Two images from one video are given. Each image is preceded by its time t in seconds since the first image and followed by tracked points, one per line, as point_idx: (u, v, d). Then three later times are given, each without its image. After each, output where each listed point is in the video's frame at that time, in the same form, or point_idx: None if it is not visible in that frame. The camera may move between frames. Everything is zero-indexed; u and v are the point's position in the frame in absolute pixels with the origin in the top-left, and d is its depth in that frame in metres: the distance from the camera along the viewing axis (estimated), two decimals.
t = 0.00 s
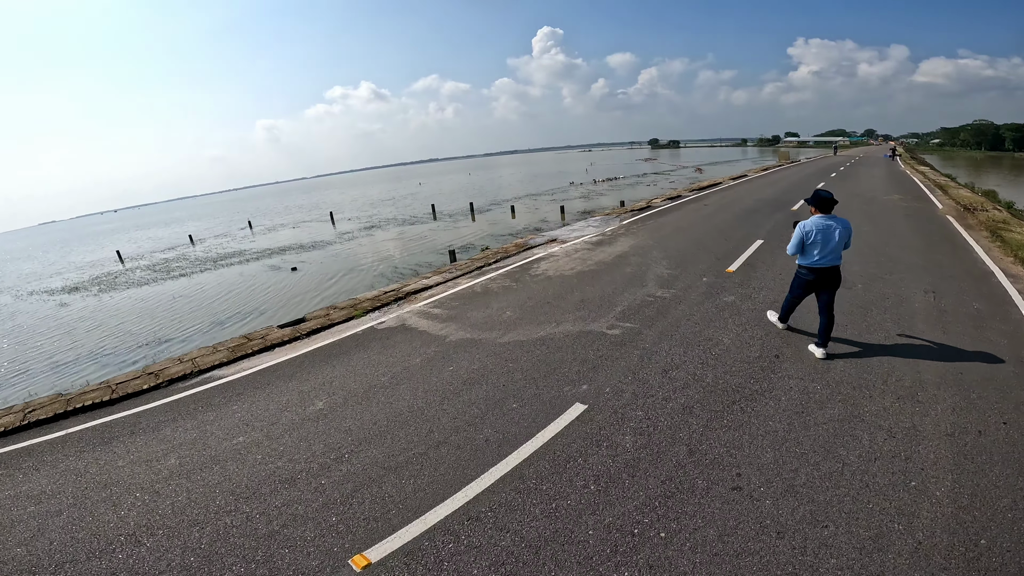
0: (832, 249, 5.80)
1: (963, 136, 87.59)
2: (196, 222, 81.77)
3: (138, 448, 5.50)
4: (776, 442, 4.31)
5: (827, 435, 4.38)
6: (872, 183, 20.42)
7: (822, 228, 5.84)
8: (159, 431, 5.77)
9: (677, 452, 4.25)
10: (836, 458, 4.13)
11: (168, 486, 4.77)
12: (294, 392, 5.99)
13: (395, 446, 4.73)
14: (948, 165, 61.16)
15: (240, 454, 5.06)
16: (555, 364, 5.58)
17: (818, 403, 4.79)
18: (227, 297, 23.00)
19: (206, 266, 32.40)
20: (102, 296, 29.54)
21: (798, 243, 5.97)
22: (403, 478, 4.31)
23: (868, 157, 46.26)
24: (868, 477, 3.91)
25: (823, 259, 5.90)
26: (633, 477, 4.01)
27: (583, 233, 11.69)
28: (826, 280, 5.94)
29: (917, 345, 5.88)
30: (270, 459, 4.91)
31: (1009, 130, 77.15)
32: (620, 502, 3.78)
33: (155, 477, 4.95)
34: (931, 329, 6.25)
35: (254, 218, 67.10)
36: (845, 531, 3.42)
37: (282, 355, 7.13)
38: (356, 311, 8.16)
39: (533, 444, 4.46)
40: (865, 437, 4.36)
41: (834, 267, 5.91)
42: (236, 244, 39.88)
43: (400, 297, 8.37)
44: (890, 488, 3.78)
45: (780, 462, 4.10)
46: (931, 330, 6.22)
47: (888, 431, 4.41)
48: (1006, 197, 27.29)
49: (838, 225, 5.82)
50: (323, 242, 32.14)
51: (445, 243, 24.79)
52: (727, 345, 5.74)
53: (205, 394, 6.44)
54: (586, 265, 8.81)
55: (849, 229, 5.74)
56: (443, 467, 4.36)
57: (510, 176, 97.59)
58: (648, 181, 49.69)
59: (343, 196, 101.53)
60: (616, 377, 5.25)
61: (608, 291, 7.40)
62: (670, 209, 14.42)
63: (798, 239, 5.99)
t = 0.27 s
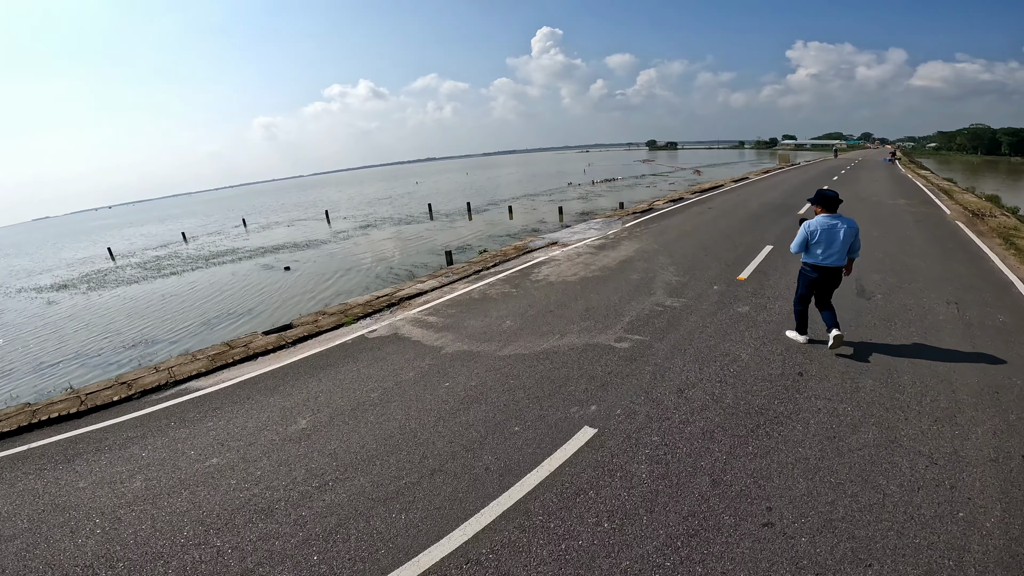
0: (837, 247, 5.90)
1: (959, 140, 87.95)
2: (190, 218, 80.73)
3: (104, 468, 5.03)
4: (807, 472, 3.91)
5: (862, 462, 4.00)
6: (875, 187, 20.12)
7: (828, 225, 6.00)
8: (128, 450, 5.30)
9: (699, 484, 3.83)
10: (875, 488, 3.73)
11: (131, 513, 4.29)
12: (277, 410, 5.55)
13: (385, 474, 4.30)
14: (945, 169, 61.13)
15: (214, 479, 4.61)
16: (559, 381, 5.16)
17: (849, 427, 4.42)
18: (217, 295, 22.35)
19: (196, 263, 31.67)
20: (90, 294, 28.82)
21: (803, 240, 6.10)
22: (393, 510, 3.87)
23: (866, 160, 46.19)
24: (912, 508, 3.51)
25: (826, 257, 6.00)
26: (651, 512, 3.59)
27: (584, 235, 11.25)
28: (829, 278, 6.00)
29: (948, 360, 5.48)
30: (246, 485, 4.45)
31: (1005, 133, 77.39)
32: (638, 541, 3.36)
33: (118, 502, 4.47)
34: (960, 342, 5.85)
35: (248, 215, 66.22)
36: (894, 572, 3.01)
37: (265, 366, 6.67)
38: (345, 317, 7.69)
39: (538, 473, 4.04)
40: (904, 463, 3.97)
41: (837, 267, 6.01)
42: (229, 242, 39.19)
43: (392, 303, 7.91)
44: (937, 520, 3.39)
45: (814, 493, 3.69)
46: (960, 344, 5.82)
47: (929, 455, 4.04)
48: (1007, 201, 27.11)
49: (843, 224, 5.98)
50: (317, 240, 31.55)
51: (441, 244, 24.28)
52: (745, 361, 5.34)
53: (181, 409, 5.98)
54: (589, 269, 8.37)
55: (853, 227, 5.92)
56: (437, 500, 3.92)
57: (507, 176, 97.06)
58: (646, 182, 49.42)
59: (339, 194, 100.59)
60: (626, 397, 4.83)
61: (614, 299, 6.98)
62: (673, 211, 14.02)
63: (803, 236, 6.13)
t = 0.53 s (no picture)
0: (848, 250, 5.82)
1: (956, 145, 88.24)
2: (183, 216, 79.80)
3: (61, 494, 4.54)
4: (845, 510, 3.50)
5: (905, 497, 3.60)
6: (880, 191, 19.76)
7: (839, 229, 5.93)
8: (90, 474, 4.81)
9: (727, 525, 3.41)
10: (923, 527, 3.32)
11: (86, 547, 3.81)
12: (256, 436, 5.08)
13: (372, 511, 3.84)
14: (943, 174, 61.20)
15: (182, 511, 4.13)
16: (566, 407, 4.72)
17: (887, 458, 4.01)
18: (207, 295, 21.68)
19: (187, 261, 31.02)
20: (76, 291, 27.99)
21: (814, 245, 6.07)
22: (381, 555, 3.41)
23: (865, 164, 46.05)
24: (967, 551, 3.10)
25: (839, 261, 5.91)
26: (675, 561, 3.16)
27: (586, 240, 10.79)
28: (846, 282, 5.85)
29: (986, 379, 5.06)
30: (218, 519, 3.98)
31: (1002, 138, 77.63)
32: None
33: (72, 534, 3.98)
34: (995, 359, 5.44)
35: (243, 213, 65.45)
36: None
37: (246, 382, 6.19)
38: (334, 328, 7.21)
39: (546, 513, 3.60)
40: (951, 498, 3.57)
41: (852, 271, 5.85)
42: (222, 241, 38.43)
43: (383, 311, 7.43)
44: (999, 564, 2.97)
45: (856, 536, 3.28)
46: (996, 361, 5.40)
47: (977, 488, 3.63)
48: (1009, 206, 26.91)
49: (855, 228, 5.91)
50: (311, 240, 30.92)
51: (438, 245, 23.76)
52: (767, 384, 4.95)
53: (152, 429, 5.50)
54: (593, 275, 7.91)
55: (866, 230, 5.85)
56: (431, 543, 3.46)
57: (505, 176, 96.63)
58: (645, 184, 49.06)
59: (336, 193, 99.87)
60: (641, 425, 4.43)
61: (621, 311, 6.53)
62: (677, 215, 13.58)
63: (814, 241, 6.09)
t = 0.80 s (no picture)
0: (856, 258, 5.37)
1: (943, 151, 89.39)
2: (171, 215, 78.51)
3: None
4: (880, 552, 3.13)
5: (944, 535, 3.24)
6: (876, 197, 19.59)
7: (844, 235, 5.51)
8: (35, 503, 4.28)
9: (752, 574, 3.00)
10: (968, 570, 2.95)
11: None
12: (221, 465, 4.58)
13: (350, 556, 3.38)
14: (932, 178, 61.83)
15: (134, 549, 3.63)
16: (567, 437, 4.30)
17: (920, 490, 3.66)
18: (189, 297, 20.88)
19: (171, 260, 30.15)
20: (52, 291, 26.92)
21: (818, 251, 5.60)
22: None
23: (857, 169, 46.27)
24: None
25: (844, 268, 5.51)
26: None
27: (582, 242, 10.35)
28: (851, 291, 5.53)
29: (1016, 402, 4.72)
30: (174, 561, 3.49)
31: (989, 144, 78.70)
32: None
33: None
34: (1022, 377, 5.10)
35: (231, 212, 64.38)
36: None
37: (216, 401, 5.70)
38: (313, 340, 6.69)
39: (549, 560, 3.16)
40: (994, 535, 3.21)
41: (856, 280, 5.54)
42: (207, 241, 37.45)
43: (367, 322, 6.92)
44: None
45: None
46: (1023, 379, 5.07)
47: (1020, 521, 3.28)
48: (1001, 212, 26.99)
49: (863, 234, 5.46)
50: (300, 241, 30.20)
51: (430, 247, 23.22)
52: (785, 411, 4.59)
53: (109, 453, 4.98)
54: (592, 282, 7.48)
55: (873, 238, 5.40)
56: None
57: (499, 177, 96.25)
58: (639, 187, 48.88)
59: (326, 192, 98.69)
60: (651, 458, 4.03)
61: (624, 325, 6.12)
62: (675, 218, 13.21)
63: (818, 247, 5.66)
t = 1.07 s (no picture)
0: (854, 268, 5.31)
1: (924, 158, 91.35)
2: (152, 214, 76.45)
3: None
4: None
5: None
6: (865, 206, 19.61)
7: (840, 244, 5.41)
8: None
9: None
10: None
11: None
12: (178, 500, 4.07)
13: None
14: (914, 185, 63.00)
15: None
16: (564, 473, 3.92)
17: (947, 527, 3.35)
18: (165, 299, 19.84)
19: (148, 260, 29.04)
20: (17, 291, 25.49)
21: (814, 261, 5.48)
22: None
23: (842, 175, 46.83)
24: None
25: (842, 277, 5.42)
26: None
27: (574, 248, 9.95)
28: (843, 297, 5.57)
29: None
30: None
31: (968, 152, 80.57)
32: None
33: None
34: None
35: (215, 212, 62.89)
36: None
37: (177, 427, 5.18)
38: (286, 358, 6.18)
39: None
40: None
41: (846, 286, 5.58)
42: (186, 241, 36.19)
43: (345, 338, 6.42)
44: None
45: None
46: None
47: None
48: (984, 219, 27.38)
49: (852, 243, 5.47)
50: (283, 243, 29.31)
51: (417, 250, 22.66)
52: (797, 442, 4.26)
53: (52, 482, 4.41)
54: (585, 294, 7.10)
55: (868, 247, 5.33)
56: None
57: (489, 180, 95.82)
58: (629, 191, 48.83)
59: (312, 193, 97.07)
60: (656, 498, 3.65)
61: (621, 344, 5.77)
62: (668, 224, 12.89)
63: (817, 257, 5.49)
